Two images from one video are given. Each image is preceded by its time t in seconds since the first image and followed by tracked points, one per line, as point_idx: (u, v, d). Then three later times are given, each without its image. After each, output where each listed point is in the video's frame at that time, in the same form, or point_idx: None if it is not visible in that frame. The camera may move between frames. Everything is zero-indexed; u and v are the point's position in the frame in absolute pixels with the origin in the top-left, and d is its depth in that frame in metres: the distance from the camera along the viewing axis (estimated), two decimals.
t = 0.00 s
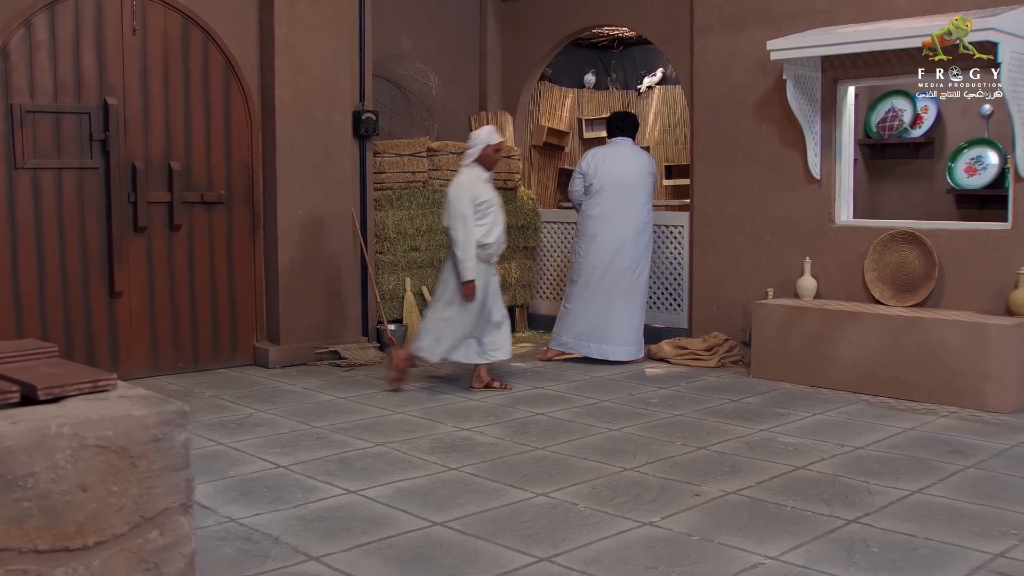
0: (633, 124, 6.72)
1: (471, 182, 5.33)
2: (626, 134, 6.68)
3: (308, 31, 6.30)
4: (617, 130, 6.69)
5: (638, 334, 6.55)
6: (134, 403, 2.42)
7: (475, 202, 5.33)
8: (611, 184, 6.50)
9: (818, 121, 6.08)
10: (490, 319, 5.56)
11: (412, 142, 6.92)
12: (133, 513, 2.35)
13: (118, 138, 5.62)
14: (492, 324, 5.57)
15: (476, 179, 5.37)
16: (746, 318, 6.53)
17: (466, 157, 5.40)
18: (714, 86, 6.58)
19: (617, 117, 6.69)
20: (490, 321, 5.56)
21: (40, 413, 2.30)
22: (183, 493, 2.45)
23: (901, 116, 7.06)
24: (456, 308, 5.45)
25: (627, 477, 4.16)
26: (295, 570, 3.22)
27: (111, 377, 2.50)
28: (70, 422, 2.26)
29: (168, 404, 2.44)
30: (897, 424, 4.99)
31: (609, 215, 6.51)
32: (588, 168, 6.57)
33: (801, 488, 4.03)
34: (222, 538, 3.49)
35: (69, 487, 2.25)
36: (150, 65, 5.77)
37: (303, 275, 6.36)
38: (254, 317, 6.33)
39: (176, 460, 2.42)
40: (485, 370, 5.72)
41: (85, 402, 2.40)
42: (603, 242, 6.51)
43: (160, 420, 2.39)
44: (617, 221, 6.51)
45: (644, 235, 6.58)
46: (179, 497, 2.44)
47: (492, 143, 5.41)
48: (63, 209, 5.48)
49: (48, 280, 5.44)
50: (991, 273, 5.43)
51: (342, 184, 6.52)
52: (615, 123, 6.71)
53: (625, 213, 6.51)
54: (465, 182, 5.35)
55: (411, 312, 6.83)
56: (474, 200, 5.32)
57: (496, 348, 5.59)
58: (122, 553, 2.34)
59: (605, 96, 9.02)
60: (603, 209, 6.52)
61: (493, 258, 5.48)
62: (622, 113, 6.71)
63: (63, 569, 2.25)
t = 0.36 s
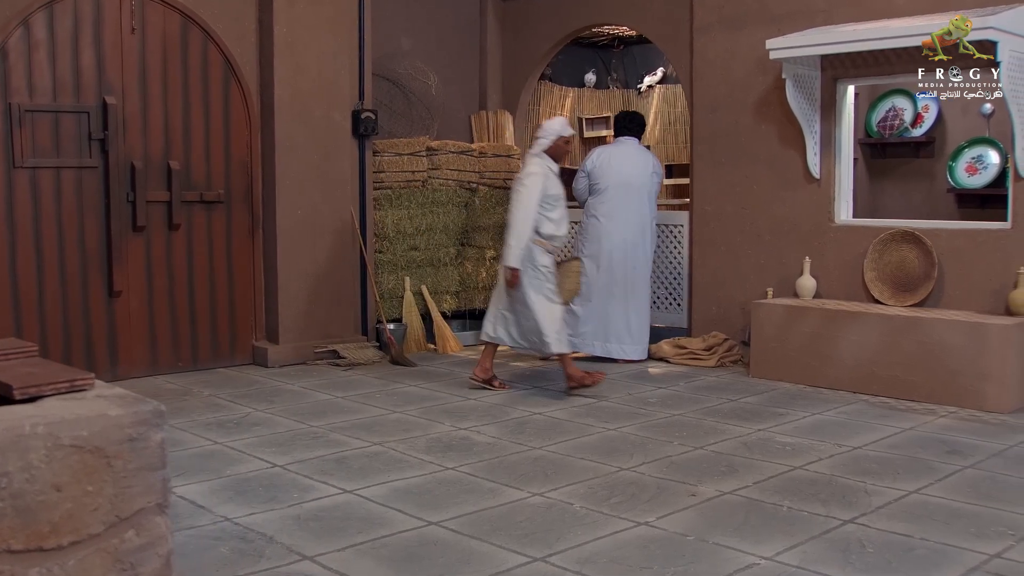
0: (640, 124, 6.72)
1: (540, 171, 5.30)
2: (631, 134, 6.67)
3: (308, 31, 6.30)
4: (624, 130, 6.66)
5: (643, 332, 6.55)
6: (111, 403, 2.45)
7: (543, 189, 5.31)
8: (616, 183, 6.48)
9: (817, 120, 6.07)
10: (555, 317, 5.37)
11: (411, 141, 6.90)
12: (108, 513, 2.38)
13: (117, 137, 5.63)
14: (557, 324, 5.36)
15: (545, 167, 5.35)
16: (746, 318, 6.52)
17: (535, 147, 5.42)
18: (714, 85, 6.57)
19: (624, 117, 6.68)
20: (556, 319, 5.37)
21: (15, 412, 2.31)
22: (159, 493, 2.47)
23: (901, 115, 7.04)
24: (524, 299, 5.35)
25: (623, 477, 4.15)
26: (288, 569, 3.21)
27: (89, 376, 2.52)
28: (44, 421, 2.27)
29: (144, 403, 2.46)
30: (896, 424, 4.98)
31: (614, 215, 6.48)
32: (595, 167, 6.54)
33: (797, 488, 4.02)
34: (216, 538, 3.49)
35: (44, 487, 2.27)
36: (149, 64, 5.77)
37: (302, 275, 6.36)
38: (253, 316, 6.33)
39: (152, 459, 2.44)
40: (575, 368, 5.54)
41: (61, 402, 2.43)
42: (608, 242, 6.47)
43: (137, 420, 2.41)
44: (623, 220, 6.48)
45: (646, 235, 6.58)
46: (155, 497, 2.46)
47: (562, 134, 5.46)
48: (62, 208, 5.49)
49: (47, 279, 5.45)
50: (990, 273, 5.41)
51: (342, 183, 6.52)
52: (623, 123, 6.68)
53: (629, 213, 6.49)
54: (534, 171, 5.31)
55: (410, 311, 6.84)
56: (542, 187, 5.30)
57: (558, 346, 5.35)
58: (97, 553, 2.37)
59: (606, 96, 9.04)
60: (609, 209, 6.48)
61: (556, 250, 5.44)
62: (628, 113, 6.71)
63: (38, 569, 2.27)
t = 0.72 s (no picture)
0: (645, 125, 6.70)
1: (613, 173, 5.44)
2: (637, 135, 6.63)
3: (307, 31, 6.30)
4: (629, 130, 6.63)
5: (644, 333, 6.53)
6: (86, 402, 2.21)
7: (620, 192, 5.43)
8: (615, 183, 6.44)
9: (817, 120, 6.06)
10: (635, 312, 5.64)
11: (410, 140, 6.90)
12: (83, 514, 2.15)
13: (116, 137, 5.63)
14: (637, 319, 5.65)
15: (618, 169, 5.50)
16: (745, 318, 6.51)
17: (605, 148, 5.55)
18: (714, 85, 6.56)
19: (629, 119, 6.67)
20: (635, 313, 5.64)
21: None
22: (136, 493, 2.24)
23: (903, 115, 6.98)
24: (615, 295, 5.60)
25: (620, 477, 4.15)
26: (282, 569, 3.21)
27: (67, 375, 2.28)
28: (18, 420, 2.05)
29: (121, 401, 2.22)
30: (894, 424, 4.96)
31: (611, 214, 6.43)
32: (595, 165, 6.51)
33: (793, 488, 4.01)
34: (211, 538, 3.49)
35: (17, 488, 2.05)
36: (148, 64, 5.78)
37: (302, 275, 6.36)
38: (253, 316, 6.34)
39: (129, 459, 2.21)
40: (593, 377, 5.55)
41: (38, 403, 2.18)
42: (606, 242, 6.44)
43: (112, 420, 2.18)
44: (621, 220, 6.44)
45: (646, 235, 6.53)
46: (132, 497, 2.24)
47: (632, 132, 5.52)
48: (61, 208, 5.49)
49: (46, 279, 5.46)
50: (990, 273, 5.39)
51: (341, 183, 6.51)
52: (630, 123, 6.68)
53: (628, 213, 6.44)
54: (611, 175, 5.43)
55: (410, 312, 6.83)
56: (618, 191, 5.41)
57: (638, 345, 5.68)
58: (72, 554, 2.15)
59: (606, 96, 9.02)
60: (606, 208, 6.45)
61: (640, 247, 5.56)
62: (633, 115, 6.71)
63: (11, 570, 2.06)
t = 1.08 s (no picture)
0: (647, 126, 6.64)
1: (682, 184, 5.26)
2: (639, 138, 6.51)
3: (306, 30, 6.30)
4: (630, 130, 6.53)
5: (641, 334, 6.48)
6: (59, 403, 2.16)
7: (689, 202, 5.24)
8: (606, 183, 6.41)
9: (817, 119, 6.05)
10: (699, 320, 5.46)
11: (410, 140, 6.90)
12: (56, 515, 2.10)
13: (115, 137, 5.64)
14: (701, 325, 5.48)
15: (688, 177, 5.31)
16: (744, 318, 6.50)
17: (680, 157, 5.33)
18: (713, 84, 6.54)
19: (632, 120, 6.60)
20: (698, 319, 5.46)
21: None
22: (110, 494, 2.18)
23: (904, 114, 6.98)
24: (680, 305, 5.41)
25: (616, 477, 4.14)
26: (275, 569, 3.21)
27: (42, 376, 2.23)
28: None
29: (94, 402, 2.17)
30: (892, 424, 4.95)
31: (602, 214, 6.43)
32: (590, 164, 6.49)
33: (789, 489, 4.00)
34: (206, 538, 3.49)
35: None
36: (147, 64, 5.79)
37: (301, 275, 6.36)
38: (252, 315, 6.34)
39: (102, 460, 2.15)
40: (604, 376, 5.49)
41: (12, 403, 2.14)
42: (597, 242, 6.45)
43: (84, 421, 2.12)
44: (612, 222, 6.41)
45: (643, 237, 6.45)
46: (105, 498, 2.17)
47: (706, 143, 5.30)
48: (60, 207, 5.50)
49: (45, 278, 5.47)
50: (990, 272, 5.38)
51: (341, 183, 6.51)
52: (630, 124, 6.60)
53: (621, 215, 6.39)
54: (677, 183, 5.27)
55: (410, 313, 6.85)
56: (687, 199, 5.22)
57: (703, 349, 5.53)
58: (44, 554, 2.09)
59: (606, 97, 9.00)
60: (597, 208, 6.45)
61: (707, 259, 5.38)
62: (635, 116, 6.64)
63: None
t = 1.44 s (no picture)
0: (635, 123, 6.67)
1: (750, 174, 5.25)
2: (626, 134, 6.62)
3: (305, 30, 6.29)
4: (618, 128, 6.63)
5: (634, 333, 6.53)
6: (34, 403, 2.33)
7: (756, 192, 5.27)
8: (597, 181, 6.46)
9: (816, 118, 6.04)
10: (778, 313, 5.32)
11: (409, 140, 6.91)
12: (29, 515, 2.26)
13: (113, 136, 5.65)
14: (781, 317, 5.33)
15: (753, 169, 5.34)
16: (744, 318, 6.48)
17: (742, 148, 5.36)
18: (712, 83, 6.53)
19: (619, 117, 6.65)
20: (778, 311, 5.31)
21: None
22: (84, 494, 2.35)
23: (904, 114, 6.93)
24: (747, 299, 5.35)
25: (611, 477, 4.13)
26: (268, 569, 3.21)
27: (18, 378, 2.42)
28: None
29: (69, 404, 2.35)
30: (890, 424, 4.94)
31: (594, 213, 6.46)
32: (581, 163, 6.53)
33: (785, 489, 3.99)
34: (200, 538, 3.49)
35: None
36: (145, 63, 5.79)
37: (300, 275, 6.36)
38: (250, 313, 6.34)
39: (75, 460, 2.32)
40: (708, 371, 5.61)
41: None
42: (588, 241, 6.47)
43: (58, 421, 2.29)
44: (605, 220, 6.45)
45: (633, 236, 6.50)
46: (79, 498, 2.35)
47: (768, 134, 5.34)
48: (58, 207, 5.51)
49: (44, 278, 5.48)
50: (988, 272, 5.36)
51: (340, 182, 6.51)
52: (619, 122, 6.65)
53: (613, 213, 6.44)
54: (742, 173, 5.27)
55: (408, 312, 6.84)
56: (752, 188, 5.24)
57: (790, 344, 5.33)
58: (17, 555, 2.25)
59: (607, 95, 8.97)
60: (590, 207, 6.48)
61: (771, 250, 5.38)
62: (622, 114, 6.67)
63: None
